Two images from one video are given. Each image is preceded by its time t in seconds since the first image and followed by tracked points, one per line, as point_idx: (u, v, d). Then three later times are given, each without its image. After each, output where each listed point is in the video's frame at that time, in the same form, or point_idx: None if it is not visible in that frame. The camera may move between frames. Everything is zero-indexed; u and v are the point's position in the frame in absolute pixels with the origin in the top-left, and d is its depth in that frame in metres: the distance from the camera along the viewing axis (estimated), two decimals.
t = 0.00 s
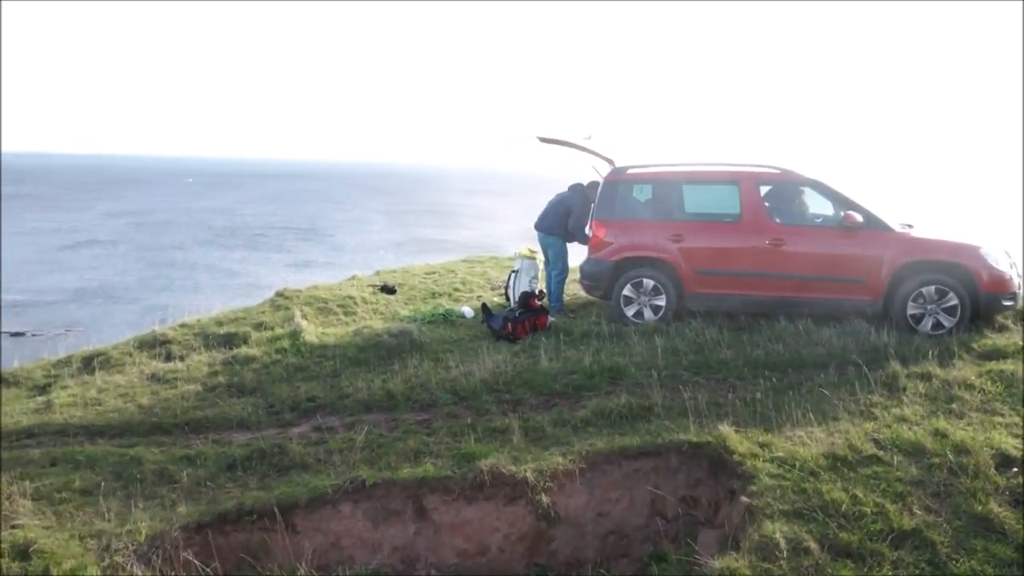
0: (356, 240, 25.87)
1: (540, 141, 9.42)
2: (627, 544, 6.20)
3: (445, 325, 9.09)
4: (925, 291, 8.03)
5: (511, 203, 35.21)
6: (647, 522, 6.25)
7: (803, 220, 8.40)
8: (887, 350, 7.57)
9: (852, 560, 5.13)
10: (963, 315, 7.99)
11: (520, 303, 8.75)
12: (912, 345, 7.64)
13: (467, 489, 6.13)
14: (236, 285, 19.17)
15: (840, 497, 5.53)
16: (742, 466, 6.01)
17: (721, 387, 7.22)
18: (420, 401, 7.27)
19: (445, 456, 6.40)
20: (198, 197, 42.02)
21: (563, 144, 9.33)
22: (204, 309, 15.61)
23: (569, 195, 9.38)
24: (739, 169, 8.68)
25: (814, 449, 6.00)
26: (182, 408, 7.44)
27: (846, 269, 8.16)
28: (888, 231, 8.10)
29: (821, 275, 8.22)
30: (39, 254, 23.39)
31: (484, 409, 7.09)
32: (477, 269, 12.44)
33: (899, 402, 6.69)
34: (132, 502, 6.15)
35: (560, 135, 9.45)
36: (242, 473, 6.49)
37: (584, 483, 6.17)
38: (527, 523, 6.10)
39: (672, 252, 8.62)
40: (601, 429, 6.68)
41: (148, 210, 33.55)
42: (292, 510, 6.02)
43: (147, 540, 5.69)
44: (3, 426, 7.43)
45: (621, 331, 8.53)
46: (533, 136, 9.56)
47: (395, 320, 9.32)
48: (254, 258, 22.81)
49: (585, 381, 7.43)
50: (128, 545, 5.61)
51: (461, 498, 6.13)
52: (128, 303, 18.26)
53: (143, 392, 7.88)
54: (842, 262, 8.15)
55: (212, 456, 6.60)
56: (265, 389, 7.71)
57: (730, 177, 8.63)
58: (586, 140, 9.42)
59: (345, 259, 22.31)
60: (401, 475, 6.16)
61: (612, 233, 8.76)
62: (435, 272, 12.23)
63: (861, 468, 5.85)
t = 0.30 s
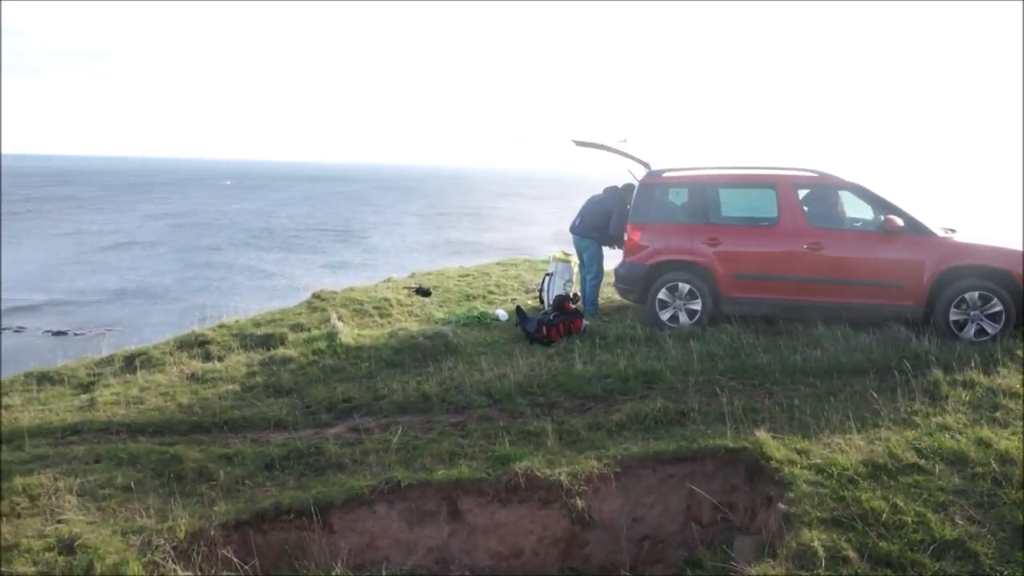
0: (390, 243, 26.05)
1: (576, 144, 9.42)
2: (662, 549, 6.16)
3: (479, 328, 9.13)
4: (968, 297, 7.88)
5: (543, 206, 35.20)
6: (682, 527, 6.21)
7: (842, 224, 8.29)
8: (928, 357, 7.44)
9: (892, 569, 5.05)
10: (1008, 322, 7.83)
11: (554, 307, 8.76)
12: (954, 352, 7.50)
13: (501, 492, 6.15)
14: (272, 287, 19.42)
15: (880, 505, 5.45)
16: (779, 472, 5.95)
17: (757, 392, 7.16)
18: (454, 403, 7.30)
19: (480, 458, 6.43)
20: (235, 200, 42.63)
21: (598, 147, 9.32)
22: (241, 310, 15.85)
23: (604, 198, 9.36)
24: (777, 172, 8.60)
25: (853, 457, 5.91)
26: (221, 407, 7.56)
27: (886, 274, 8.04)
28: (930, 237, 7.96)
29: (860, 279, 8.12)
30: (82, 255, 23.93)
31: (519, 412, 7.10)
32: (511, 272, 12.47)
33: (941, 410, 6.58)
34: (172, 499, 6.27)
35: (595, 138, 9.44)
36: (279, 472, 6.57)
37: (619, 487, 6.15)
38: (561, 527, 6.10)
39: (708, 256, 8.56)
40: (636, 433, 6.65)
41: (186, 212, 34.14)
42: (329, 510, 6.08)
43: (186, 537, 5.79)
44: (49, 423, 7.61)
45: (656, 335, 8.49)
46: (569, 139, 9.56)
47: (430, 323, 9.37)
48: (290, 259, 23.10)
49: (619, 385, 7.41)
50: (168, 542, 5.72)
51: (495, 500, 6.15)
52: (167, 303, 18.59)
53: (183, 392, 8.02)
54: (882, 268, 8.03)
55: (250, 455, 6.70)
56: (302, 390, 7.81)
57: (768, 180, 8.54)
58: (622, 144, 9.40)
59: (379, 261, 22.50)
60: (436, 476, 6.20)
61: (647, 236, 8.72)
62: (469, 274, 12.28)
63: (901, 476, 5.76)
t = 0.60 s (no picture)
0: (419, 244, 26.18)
1: (606, 144, 9.40)
2: (696, 551, 6.11)
3: (510, 329, 9.14)
4: (1009, 296, 7.73)
5: (572, 206, 35.17)
6: (716, 529, 6.16)
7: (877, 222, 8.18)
8: (967, 357, 7.31)
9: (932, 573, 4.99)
10: None
11: (585, 307, 8.75)
12: (994, 352, 7.36)
13: (534, 493, 6.16)
14: (304, 288, 19.61)
15: (919, 507, 5.37)
16: (815, 474, 5.90)
17: (791, 393, 7.09)
18: (486, 403, 7.33)
19: (512, 459, 6.45)
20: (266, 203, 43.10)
21: (628, 147, 9.29)
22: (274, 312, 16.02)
23: (634, 198, 9.33)
24: (809, 170, 8.51)
25: (890, 458, 5.83)
26: (256, 408, 7.66)
27: (922, 273, 7.92)
28: (968, 234, 7.82)
29: (896, 278, 8.01)
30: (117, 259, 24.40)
31: (551, 412, 7.10)
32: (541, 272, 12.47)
33: (980, 411, 6.46)
34: (210, 499, 6.36)
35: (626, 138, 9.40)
36: (314, 472, 6.64)
37: (652, 488, 6.14)
38: (594, 527, 6.10)
39: (740, 256, 8.51)
40: (668, 434, 6.62)
41: (218, 215, 34.60)
42: (363, 510, 6.14)
43: (224, 536, 5.88)
44: (89, 424, 7.77)
45: (687, 336, 8.44)
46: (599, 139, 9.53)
47: (461, 324, 9.41)
48: (321, 261, 23.32)
49: (652, 385, 7.38)
50: (207, 541, 5.81)
51: (528, 501, 6.16)
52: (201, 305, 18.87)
53: (219, 393, 8.14)
54: (918, 266, 7.91)
55: (285, 455, 6.78)
56: (335, 390, 7.88)
57: (800, 179, 8.46)
58: (652, 143, 9.36)
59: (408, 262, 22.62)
60: (469, 477, 6.23)
61: (678, 236, 8.69)
62: (499, 275, 12.30)
63: (940, 478, 5.67)
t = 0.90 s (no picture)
0: (452, 245, 26.29)
1: (641, 144, 9.36)
2: (734, 554, 6.06)
3: (544, 330, 9.15)
4: None
5: (604, 206, 35.07)
6: (756, 531, 6.12)
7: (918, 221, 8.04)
8: (1013, 358, 7.15)
9: None
10: None
11: (620, 308, 8.71)
12: None
13: (571, 494, 6.16)
14: (339, 290, 19.79)
15: (964, 512, 5.26)
16: (856, 477, 5.82)
17: (831, 395, 6.99)
18: (522, 405, 7.34)
19: (549, 460, 6.45)
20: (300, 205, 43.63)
21: (663, 147, 9.24)
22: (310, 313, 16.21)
23: (670, 198, 9.27)
24: (848, 169, 8.38)
25: (934, 461, 5.73)
26: (294, 409, 7.76)
27: (965, 272, 7.76)
28: (1014, 232, 7.63)
29: (938, 278, 7.86)
30: (157, 262, 24.89)
31: (587, 414, 7.09)
32: (576, 273, 12.45)
33: None
34: (251, 499, 6.46)
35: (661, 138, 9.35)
36: (352, 473, 6.71)
37: (690, 490, 6.10)
38: (631, 529, 6.08)
39: (778, 256, 8.42)
40: (706, 436, 6.57)
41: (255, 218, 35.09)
42: (401, 510, 6.18)
43: (265, 536, 5.96)
44: (133, 424, 7.94)
45: (724, 337, 8.37)
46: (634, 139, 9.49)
47: (496, 325, 9.44)
48: (355, 263, 23.53)
49: (688, 387, 7.33)
50: (247, 540, 5.90)
51: (565, 503, 6.16)
52: (238, 306, 19.16)
53: (258, 394, 8.26)
54: (962, 265, 7.75)
55: (324, 456, 6.86)
56: (372, 392, 7.96)
57: (839, 178, 8.34)
58: (688, 143, 9.29)
59: (442, 263, 22.71)
60: (505, 478, 6.25)
61: (715, 236, 8.63)
62: (533, 276, 12.32)
63: (986, 482, 5.55)
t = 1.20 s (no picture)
0: (489, 247, 26.37)
1: (681, 147, 9.30)
2: (776, 562, 6.00)
3: (582, 334, 9.14)
4: None
5: (641, 208, 34.89)
6: (797, 542, 6.00)
7: (966, 224, 7.87)
8: None
9: None
10: None
11: (659, 312, 8.66)
12: None
13: (609, 499, 6.14)
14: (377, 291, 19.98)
15: (1014, 523, 5.14)
16: (902, 486, 5.72)
17: (876, 401, 6.88)
18: (560, 408, 7.34)
19: (587, 465, 6.44)
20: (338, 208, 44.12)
21: (704, 150, 9.17)
22: (349, 315, 16.39)
23: (710, 201, 9.18)
24: (893, 172, 8.25)
25: (983, 470, 5.60)
26: (335, 410, 7.86)
27: (1015, 276, 7.57)
28: None
29: (987, 282, 7.67)
30: (200, 264, 25.35)
31: (625, 418, 7.07)
32: (613, 277, 12.41)
33: None
34: (292, 498, 6.55)
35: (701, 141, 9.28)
36: (391, 474, 6.77)
37: (730, 496, 6.05)
38: (670, 535, 6.04)
39: (820, 259, 8.30)
40: (747, 442, 6.51)
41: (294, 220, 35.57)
42: (439, 512, 6.22)
43: (306, 535, 6.04)
44: (178, 424, 8.10)
45: (765, 341, 8.28)
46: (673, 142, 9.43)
47: (534, 328, 9.45)
48: (393, 265, 23.72)
49: (728, 392, 7.27)
50: (289, 539, 5.99)
51: (604, 507, 6.14)
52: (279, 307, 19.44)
53: (299, 395, 8.37)
54: (1012, 269, 7.56)
55: (363, 457, 6.94)
56: (411, 394, 8.02)
57: (884, 180, 8.21)
58: (728, 145, 9.21)
59: (479, 265, 22.80)
60: (543, 482, 6.26)
61: (755, 240, 8.54)
62: (571, 280, 12.30)
63: None
